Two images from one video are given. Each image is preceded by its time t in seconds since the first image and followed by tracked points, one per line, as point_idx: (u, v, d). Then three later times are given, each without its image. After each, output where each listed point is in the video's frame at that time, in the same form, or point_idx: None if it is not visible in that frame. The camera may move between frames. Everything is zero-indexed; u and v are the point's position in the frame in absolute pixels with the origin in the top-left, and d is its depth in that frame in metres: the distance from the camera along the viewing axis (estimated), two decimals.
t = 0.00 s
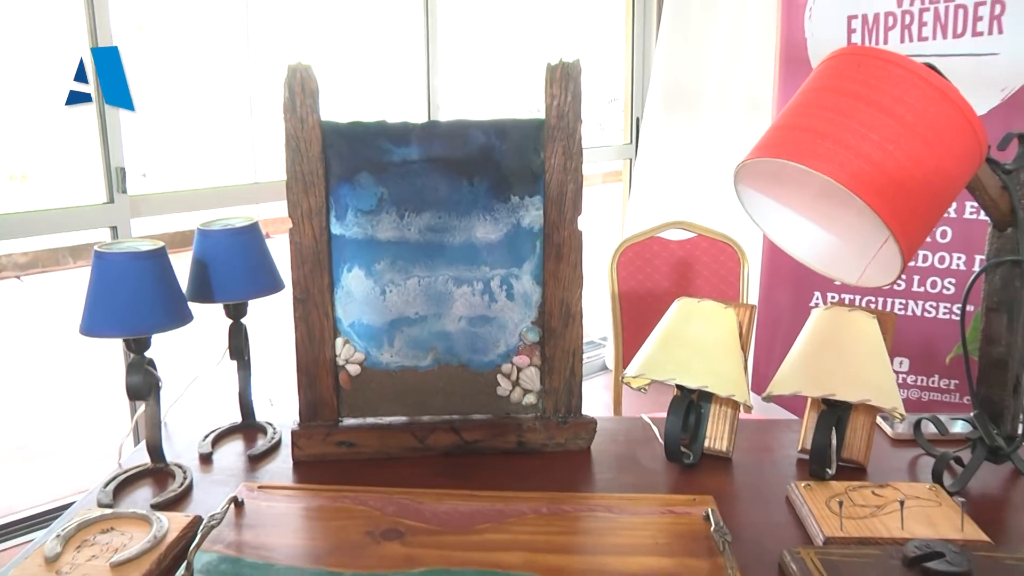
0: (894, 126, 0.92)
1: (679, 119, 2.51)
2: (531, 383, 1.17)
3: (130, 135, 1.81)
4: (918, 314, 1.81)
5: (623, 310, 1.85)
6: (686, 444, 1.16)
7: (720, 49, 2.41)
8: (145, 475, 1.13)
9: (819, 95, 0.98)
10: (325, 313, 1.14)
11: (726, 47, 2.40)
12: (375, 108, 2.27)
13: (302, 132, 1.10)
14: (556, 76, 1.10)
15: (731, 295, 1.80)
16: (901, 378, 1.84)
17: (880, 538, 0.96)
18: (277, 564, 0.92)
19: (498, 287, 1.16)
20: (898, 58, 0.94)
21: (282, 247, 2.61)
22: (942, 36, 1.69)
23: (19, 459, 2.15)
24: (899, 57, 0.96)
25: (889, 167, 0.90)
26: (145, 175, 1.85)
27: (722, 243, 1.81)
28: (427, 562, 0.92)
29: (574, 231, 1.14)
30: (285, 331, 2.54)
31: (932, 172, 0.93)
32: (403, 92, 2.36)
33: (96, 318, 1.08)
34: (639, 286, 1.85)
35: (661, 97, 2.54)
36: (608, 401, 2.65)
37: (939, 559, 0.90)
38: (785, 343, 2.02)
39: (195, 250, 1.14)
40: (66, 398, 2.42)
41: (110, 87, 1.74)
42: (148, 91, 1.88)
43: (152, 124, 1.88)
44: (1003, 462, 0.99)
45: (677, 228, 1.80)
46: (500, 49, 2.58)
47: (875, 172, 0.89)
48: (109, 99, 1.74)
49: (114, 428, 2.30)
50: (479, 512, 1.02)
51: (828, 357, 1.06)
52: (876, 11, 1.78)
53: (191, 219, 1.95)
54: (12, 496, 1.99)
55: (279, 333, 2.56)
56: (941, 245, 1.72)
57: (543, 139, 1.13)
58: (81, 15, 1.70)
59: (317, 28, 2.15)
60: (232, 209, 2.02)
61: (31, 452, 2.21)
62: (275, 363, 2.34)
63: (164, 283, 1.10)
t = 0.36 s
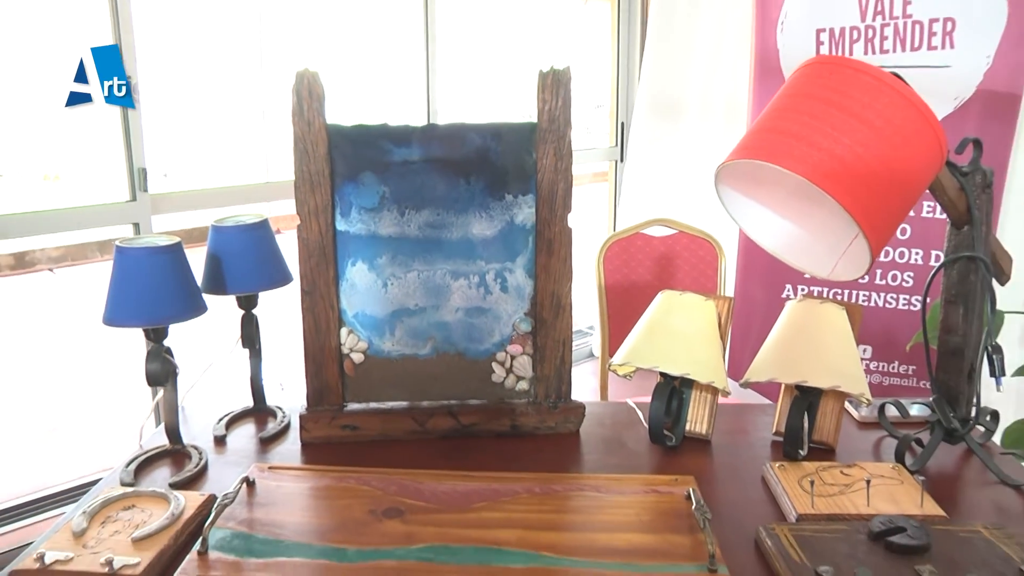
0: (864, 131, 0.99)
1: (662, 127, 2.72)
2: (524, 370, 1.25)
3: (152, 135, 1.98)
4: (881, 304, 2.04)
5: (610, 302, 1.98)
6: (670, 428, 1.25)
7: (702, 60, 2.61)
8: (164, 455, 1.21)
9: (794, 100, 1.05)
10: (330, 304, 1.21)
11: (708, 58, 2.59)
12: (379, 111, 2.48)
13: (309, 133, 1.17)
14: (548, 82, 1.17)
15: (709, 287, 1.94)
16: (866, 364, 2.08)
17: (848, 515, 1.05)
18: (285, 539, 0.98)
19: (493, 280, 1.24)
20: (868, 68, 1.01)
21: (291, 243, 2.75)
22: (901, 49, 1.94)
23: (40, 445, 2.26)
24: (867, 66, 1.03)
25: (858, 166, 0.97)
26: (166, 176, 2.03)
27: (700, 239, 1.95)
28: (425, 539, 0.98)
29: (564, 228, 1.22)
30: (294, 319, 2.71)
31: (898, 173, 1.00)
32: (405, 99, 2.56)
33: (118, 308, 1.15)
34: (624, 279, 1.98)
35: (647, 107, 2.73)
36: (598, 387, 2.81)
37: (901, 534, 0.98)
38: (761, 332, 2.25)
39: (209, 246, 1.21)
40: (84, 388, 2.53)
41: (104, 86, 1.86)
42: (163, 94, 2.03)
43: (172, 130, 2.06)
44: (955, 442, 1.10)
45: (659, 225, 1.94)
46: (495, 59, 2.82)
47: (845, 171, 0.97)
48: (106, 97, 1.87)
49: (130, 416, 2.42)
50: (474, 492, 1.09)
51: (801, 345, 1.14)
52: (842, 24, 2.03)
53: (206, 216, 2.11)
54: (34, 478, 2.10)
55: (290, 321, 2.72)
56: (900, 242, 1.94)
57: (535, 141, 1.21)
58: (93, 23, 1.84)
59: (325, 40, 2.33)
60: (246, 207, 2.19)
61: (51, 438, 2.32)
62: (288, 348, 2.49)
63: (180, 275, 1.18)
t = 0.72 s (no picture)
0: (845, 133, 1.06)
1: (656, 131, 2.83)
2: (524, 356, 1.33)
3: (180, 138, 2.08)
4: (855, 298, 2.22)
5: (604, 294, 2.07)
6: (660, 411, 1.34)
7: (693, 73, 2.74)
8: (187, 433, 1.31)
9: (781, 105, 1.12)
10: (343, 293, 1.29)
11: (699, 71, 2.73)
12: (389, 113, 2.59)
13: (323, 132, 1.25)
14: (548, 86, 1.25)
15: (698, 281, 2.03)
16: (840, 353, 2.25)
17: (826, 493, 1.14)
18: (300, 513, 1.06)
19: (496, 271, 1.32)
20: (850, 75, 1.08)
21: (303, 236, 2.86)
22: (873, 61, 2.14)
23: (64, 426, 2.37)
24: (849, 74, 1.11)
25: (839, 167, 1.04)
26: (192, 173, 2.13)
27: (688, 235, 2.04)
28: (431, 514, 1.06)
29: (562, 223, 1.30)
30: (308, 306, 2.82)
31: (877, 173, 1.07)
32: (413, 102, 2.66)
33: (145, 295, 1.24)
34: (617, 272, 2.07)
35: (641, 116, 2.83)
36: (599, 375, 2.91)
37: (874, 510, 1.07)
38: (744, 325, 2.37)
39: (230, 237, 1.30)
40: (104, 373, 2.64)
41: (104, 86, 1.96)
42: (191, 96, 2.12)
43: (198, 131, 2.16)
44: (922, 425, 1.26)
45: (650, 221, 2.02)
46: (496, 66, 2.96)
47: (827, 171, 1.03)
48: (106, 97, 1.96)
49: (150, 399, 2.52)
50: (477, 470, 1.17)
51: (783, 334, 1.22)
52: (820, 37, 2.21)
53: (227, 211, 2.21)
54: (59, 456, 2.21)
55: (304, 307, 2.83)
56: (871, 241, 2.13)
57: (536, 141, 1.28)
58: (91, 26, 1.92)
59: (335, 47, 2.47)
60: (263, 203, 2.29)
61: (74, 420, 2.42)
62: (303, 332, 2.61)
63: (203, 264, 1.26)
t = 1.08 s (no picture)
0: (829, 140, 1.10)
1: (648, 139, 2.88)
2: (520, 354, 1.38)
3: (191, 141, 2.12)
4: (838, 298, 2.26)
5: (597, 294, 2.12)
6: (651, 407, 1.40)
7: (684, 84, 2.79)
8: (195, 428, 1.36)
9: (767, 112, 1.16)
10: (346, 293, 1.34)
11: (690, 82, 2.78)
12: (389, 119, 2.65)
13: (327, 138, 1.29)
14: (544, 93, 1.30)
15: (689, 282, 2.08)
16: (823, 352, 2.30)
17: (811, 486, 1.19)
18: (304, 506, 1.11)
19: (494, 273, 1.36)
20: (834, 84, 1.13)
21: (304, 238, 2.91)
22: (854, 72, 2.19)
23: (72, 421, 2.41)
24: (833, 83, 1.15)
25: (823, 172, 1.08)
26: (202, 177, 2.17)
27: (679, 238, 2.09)
28: (431, 507, 1.10)
29: (558, 226, 1.34)
30: (311, 305, 2.87)
31: (860, 178, 1.11)
32: (412, 109, 2.70)
33: (156, 296, 1.28)
34: (610, 273, 2.11)
35: (635, 125, 2.87)
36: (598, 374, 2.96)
37: (857, 503, 1.12)
38: (731, 325, 2.41)
39: (237, 239, 1.35)
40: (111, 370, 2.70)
41: (105, 86, 2.01)
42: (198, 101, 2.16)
43: (206, 137, 2.21)
44: (902, 419, 1.40)
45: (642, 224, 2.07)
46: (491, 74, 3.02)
47: (812, 176, 1.08)
48: (106, 97, 2.01)
49: (158, 396, 2.57)
50: (475, 465, 1.22)
51: (771, 332, 1.28)
52: (804, 49, 2.25)
53: (235, 214, 2.26)
54: (69, 451, 2.25)
55: (308, 306, 2.88)
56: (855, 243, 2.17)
57: (533, 146, 1.33)
58: (94, 27, 1.98)
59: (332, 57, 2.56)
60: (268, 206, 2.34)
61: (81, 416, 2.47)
62: (307, 330, 2.66)
63: (211, 265, 1.31)
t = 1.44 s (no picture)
0: (824, 140, 1.10)
1: (646, 141, 2.87)
2: (517, 356, 1.37)
3: (186, 141, 2.11)
4: (834, 299, 2.26)
5: (593, 295, 2.11)
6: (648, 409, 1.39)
7: (680, 86, 2.79)
8: (190, 431, 1.35)
9: (763, 113, 1.16)
10: (341, 295, 1.33)
11: (686, 84, 2.78)
12: (385, 121, 2.65)
13: (322, 139, 1.28)
14: (539, 94, 1.29)
15: (685, 283, 2.08)
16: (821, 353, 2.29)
17: (809, 487, 1.18)
18: (300, 510, 1.10)
19: (490, 274, 1.36)
20: (829, 84, 1.12)
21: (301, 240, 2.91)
22: (850, 72, 2.19)
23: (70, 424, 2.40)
24: (829, 83, 1.15)
25: (821, 171, 1.08)
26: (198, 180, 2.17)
27: (675, 239, 2.08)
28: (428, 510, 1.10)
29: (553, 227, 1.34)
30: (307, 307, 2.87)
31: (856, 178, 1.11)
32: (409, 110, 2.71)
33: (150, 299, 1.28)
34: (606, 274, 2.11)
35: (633, 127, 2.87)
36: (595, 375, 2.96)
37: (854, 503, 1.11)
38: (728, 325, 2.41)
39: (232, 242, 1.35)
40: (107, 373, 2.69)
41: (105, 87, 2.01)
42: (193, 104, 2.16)
43: (201, 139, 2.21)
44: (900, 420, 1.40)
45: (638, 225, 2.07)
46: (486, 76, 3.02)
47: (810, 176, 1.07)
48: (106, 97, 2.02)
49: (156, 398, 2.57)
50: (472, 467, 1.21)
51: (767, 333, 1.27)
52: (798, 49, 2.25)
53: (230, 216, 2.25)
54: (67, 454, 2.25)
55: (304, 309, 2.88)
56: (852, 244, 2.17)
57: (528, 147, 1.33)
58: (89, 30, 1.98)
59: (329, 60, 2.56)
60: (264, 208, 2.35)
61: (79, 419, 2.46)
62: (303, 332, 2.66)
63: (206, 268, 1.30)
